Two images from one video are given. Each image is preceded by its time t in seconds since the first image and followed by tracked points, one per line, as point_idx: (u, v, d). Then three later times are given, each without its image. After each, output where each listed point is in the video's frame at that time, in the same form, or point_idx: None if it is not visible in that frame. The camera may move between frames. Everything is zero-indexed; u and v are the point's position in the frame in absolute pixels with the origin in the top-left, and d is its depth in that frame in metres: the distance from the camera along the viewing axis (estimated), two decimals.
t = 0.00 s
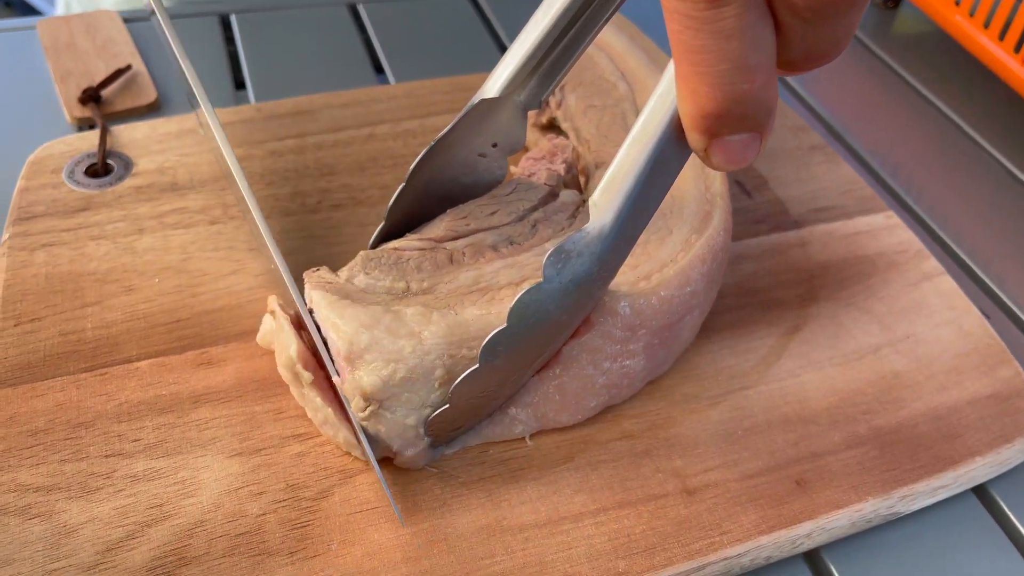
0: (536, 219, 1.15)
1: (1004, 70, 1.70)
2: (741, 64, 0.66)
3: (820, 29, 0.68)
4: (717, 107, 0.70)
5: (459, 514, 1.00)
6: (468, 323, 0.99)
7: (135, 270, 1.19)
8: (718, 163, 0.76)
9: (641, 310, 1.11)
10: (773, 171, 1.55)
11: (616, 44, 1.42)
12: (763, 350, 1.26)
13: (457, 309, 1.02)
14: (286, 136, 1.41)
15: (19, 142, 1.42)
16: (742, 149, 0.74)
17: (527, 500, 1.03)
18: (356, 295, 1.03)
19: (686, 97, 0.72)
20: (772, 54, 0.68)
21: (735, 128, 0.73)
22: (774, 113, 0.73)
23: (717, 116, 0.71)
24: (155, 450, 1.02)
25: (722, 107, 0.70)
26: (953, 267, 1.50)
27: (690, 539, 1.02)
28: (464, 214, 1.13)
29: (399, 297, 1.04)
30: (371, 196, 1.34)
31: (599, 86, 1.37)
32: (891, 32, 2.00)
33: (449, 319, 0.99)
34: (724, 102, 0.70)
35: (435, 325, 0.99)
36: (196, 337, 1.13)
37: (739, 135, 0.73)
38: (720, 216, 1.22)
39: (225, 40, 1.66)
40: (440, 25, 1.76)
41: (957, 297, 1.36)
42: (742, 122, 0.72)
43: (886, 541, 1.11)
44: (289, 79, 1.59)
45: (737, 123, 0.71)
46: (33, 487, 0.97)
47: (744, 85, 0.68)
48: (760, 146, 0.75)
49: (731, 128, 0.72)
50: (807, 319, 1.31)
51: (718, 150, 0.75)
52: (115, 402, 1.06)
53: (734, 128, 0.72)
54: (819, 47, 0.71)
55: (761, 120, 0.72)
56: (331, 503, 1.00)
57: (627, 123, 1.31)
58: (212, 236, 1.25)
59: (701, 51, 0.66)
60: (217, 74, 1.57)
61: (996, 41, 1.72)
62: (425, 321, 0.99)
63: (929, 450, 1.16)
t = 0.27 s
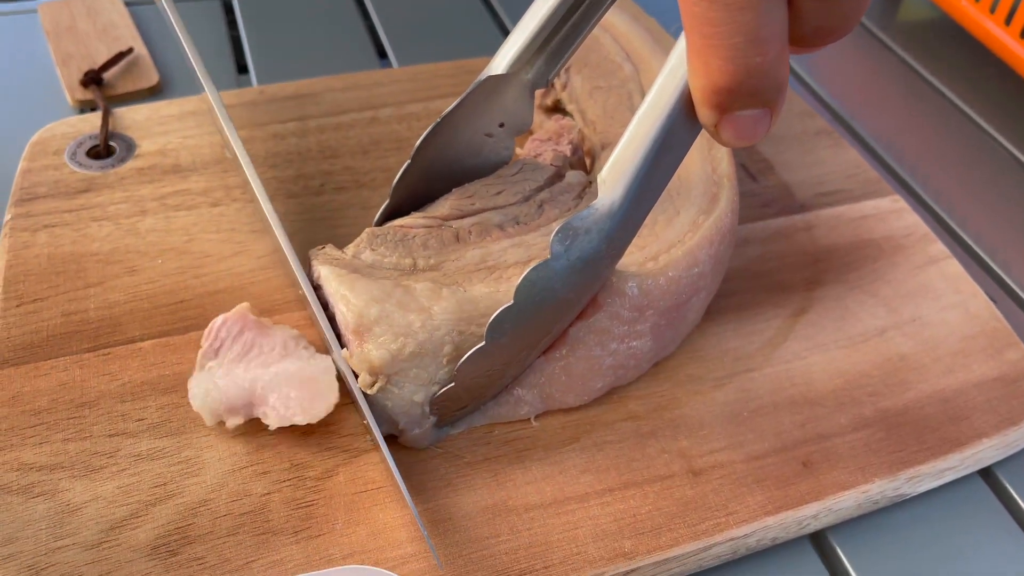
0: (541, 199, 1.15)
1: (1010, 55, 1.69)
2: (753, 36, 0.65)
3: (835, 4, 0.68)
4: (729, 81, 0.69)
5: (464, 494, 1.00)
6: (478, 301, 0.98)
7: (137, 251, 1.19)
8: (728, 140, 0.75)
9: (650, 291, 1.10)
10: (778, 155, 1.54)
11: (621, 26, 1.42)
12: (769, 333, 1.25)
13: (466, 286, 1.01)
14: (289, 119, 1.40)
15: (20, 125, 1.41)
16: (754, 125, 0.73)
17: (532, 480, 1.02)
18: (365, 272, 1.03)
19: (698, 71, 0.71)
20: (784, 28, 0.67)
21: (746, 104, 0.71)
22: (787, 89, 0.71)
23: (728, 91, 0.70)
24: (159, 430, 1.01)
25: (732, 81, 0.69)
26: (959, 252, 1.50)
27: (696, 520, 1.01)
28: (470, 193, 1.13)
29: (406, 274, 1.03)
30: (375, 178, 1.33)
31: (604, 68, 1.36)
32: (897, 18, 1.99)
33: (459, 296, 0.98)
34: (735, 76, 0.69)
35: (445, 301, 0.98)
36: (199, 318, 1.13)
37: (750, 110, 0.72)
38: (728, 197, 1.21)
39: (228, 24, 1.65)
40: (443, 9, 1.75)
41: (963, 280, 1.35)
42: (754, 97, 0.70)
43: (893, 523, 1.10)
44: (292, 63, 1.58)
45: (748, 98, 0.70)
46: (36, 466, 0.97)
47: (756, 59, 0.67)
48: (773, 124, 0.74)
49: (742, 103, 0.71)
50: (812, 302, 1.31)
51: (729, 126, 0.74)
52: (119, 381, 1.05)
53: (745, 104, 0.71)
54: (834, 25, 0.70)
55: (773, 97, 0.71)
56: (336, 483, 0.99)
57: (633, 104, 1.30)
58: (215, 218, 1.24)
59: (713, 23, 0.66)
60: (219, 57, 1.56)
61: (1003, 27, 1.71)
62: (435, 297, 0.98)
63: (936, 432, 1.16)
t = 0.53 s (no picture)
0: (547, 188, 1.14)
1: (1011, 50, 1.69)
2: None
3: None
4: (773, 40, 0.72)
5: (462, 486, 0.99)
6: (501, 301, 0.98)
7: (135, 243, 1.18)
8: (773, 108, 0.78)
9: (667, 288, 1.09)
10: (778, 150, 1.54)
11: (621, 18, 1.41)
12: (768, 326, 1.25)
13: (487, 284, 1.01)
14: (288, 112, 1.39)
15: (18, 118, 1.41)
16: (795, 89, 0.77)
17: (531, 473, 1.02)
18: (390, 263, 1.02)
19: (736, 37, 0.74)
20: None
21: (789, 66, 0.75)
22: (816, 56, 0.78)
23: (773, 52, 0.73)
24: (155, 421, 1.01)
25: (777, 40, 0.72)
26: (959, 247, 1.50)
27: (695, 513, 1.01)
28: (478, 179, 1.12)
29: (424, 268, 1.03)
30: (374, 171, 1.33)
31: (604, 60, 1.36)
32: (897, 14, 1.98)
33: (484, 297, 0.98)
34: (777, 36, 0.72)
35: (470, 302, 0.97)
36: (197, 310, 1.13)
37: (794, 72, 0.76)
38: (735, 187, 1.21)
39: (226, 17, 1.64)
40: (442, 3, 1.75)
41: (963, 275, 1.35)
42: (795, 58, 0.75)
43: (892, 517, 1.10)
44: (291, 56, 1.58)
45: (791, 58, 0.75)
46: (32, 457, 0.96)
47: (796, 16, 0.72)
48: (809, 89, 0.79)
49: (785, 64, 0.75)
50: (812, 296, 1.30)
51: (773, 92, 0.76)
52: (115, 373, 1.05)
53: (787, 63, 0.75)
54: None
55: (809, 55, 0.76)
56: (333, 475, 0.99)
57: (634, 96, 1.29)
58: (213, 210, 1.24)
59: None
60: (218, 51, 1.56)
61: (1003, 21, 1.70)
62: (460, 298, 0.97)
63: (936, 426, 1.15)
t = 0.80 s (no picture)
0: (542, 189, 1.14)
1: (1009, 47, 1.69)
2: None
3: None
4: (763, 43, 0.71)
5: (458, 484, 1.00)
6: (489, 301, 1.00)
7: (132, 241, 1.18)
8: (760, 111, 0.75)
9: (655, 289, 1.09)
10: (776, 147, 1.54)
11: (619, 15, 1.41)
12: (765, 324, 1.25)
13: (477, 284, 1.02)
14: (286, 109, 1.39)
15: (15, 115, 1.41)
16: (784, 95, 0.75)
17: (527, 471, 1.02)
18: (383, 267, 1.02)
19: (727, 43, 0.73)
20: None
21: (779, 69, 0.73)
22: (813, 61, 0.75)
23: (764, 57, 0.71)
24: (152, 419, 1.01)
25: (769, 43, 0.70)
26: (956, 244, 1.50)
27: (691, 511, 1.01)
28: (473, 181, 1.13)
29: (415, 269, 1.03)
30: (371, 169, 1.33)
31: (601, 57, 1.35)
32: (896, 10, 1.98)
33: (473, 296, 1.00)
34: (769, 40, 0.71)
35: (459, 301, 1.00)
36: (193, 308, 1.13)
37: (785, 77, 0.73)
38: (729, 186, 1.21)
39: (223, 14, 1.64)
40: None
41: (960, 273, 1.35)
42: (786, 64, 0.72)
43: (888, 515, 1.10)
44: (288, 53, 1.57)
45: (783, 64, 0.72)
46: (29, 455, 0.96)
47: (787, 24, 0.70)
48: (800, 96, 0.76)
49: (776, 69, 0.72)
50: (809, 293, 1.30)
51: (761, 97, 0.74)
52: (112, 371, 1.05)
53: (779, 71, 0.73)
54: None
55: (806, 62, 0.73)
56: (330, 473, 0.99)
57: (631, 94, 1.29)
58: (210, 208, 1.24)
59: None
60: (215, 48, 1.56)
61: (1002, 18, 1.69)
62: (447, 296, 1.00)
63: (932, 424, 1.15)
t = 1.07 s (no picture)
0: (541, 187, 1.14)
1: (1008, 44, 1.69)
2: (775, 10, 0.67)
3: None
4: (750, 55, 0.70)
5: (456, 482, 1.00)
6: (484, 298, 1.01)
7: (130, 239, 1.18)
8: (750, 117, 0.76)
9: (652, 287, 1.10)
10: (773, 145, 1.54)
11: (616, 14, 1.41)
12: (763, 322, 1.25)
13: (473, 282, 1.03)
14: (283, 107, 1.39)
15: (13, 113, 1.41)
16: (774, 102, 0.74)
17: (524, 468, 1.02)
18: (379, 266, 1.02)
19: (718, 50, 0.72)
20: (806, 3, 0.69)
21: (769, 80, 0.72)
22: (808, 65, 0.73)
23: (753, 67, 0.71)
24: (150, 417, 1.01)
25: (757, 55, 0.70)
26: (954, 242, 1.50)
27: (689, 508, 1.01)
28: (471, 180, 1.13)
29: (412, 268, 1.03)
30: (368, 167, 1.33)
31: (599, 55, 1.35)
32: (893, 8, 1.98)
33: (468, 293, 1.01)
34: (759, 50, 0.70)
35: (454, 298, 1.00)
36: (191, 306, 1.13)
37: (774, 86, 0.73)
38: (727, 184, 1.21)
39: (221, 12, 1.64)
40: None
41: (957, 270, 1.35)
42: (776, 74, 0.71)
43: (884, 512, 1.10)
44: (285, 51, 1.57)
45: (772, 75, 0.71)
46: (27, 453, 0.97)
47: (777, 35, 0.69)
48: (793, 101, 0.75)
49: (765, 80, 0.72)
50: (806, 291, 1.31)
51: (751, 105, 0.74)
52: (110, 369, 1.05)
53: (769, 81, 0.72)
54: None
55: (797, 72, 0.72)
56: (327, 470, 0.99)
57: (628, 92, 1.29)
58: (208, 206, 1.24)
59: None
60: (213, 46, 1.56)
61: (999, 15, 1.69)
62: (443, 293, 1.00)
63: (929, 421, 1.15)
